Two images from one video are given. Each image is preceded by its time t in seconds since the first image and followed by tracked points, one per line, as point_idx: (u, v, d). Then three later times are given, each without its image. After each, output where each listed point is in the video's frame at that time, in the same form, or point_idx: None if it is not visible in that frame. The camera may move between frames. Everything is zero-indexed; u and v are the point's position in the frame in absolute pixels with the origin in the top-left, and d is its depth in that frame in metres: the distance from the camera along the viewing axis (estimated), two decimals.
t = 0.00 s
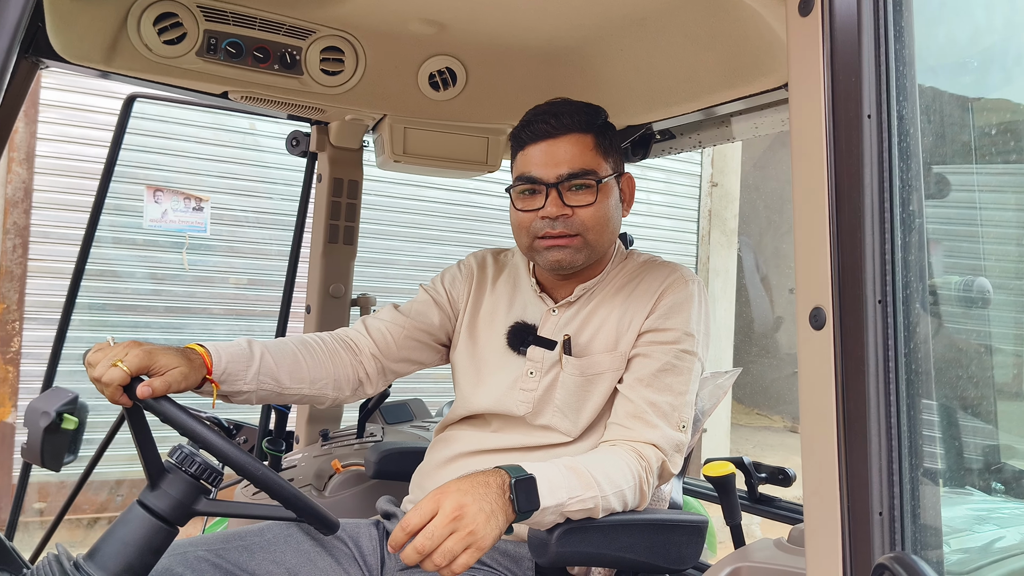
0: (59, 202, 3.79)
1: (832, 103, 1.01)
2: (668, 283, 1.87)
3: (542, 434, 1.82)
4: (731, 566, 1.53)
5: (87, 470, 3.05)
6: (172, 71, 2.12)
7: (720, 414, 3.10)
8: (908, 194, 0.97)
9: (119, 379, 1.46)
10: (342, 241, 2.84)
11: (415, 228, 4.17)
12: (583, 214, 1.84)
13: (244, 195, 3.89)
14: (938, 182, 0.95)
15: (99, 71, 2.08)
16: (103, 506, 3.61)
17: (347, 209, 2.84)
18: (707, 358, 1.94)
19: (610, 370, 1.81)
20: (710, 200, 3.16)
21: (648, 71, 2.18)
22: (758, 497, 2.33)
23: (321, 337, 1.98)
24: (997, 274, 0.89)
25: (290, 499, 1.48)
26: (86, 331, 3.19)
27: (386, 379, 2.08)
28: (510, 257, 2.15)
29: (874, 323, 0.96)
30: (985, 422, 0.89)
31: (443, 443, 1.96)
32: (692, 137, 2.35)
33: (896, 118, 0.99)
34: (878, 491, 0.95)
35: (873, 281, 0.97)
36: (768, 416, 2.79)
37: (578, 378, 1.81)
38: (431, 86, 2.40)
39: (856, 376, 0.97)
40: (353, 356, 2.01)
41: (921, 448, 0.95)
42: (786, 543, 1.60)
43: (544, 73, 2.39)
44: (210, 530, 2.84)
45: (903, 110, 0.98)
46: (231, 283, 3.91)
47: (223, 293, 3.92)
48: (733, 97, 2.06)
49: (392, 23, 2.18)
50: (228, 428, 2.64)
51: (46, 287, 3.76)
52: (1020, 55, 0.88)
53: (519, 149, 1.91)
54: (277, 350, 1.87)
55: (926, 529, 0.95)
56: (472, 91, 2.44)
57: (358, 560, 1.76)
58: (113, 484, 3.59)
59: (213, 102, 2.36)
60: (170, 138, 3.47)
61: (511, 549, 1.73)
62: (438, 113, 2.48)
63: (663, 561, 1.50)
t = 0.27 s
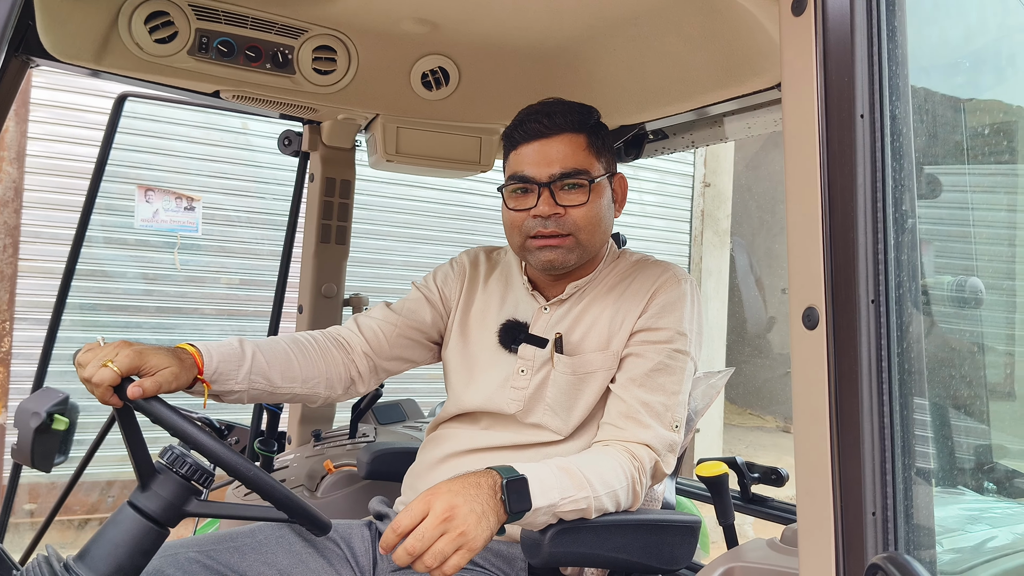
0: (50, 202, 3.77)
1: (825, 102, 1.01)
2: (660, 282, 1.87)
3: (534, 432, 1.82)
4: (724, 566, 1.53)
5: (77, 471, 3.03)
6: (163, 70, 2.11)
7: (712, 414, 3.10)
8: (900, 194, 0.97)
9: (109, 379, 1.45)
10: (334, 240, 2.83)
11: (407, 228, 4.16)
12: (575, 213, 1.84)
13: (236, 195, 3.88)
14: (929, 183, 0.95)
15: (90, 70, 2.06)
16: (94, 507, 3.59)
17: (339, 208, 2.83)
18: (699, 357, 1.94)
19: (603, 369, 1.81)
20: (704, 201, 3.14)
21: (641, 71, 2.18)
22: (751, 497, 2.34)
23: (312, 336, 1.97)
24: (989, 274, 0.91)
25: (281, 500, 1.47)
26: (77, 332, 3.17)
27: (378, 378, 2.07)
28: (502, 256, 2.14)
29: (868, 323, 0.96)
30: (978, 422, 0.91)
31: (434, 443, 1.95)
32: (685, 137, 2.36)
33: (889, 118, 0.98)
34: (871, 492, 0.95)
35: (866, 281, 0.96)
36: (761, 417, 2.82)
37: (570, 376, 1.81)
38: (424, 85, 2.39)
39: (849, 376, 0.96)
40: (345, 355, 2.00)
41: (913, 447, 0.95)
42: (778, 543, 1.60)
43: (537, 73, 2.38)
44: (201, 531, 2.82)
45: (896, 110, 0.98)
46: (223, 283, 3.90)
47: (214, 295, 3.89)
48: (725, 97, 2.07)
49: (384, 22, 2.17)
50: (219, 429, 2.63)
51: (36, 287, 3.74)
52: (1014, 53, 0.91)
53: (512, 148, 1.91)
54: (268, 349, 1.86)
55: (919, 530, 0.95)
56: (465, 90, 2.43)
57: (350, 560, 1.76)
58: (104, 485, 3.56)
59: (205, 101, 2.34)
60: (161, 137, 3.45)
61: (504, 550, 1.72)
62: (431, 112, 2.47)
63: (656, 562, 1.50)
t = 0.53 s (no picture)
0: (41, 203, 3.75)
1: (817, 106, 1.01)
2: (653, 284, 1.87)
3: (524, 433, 1.81)
4: (717, 569, 1.53)
5: (68, 474, 3.02)
6: (155, 71, 2.10)
7: (705, 416, 3.10)
8: (891, 198, 0.98)
9: (100, 383, 1.43)
10: (327, 242, 2.83)
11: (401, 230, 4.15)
12: (569, 217, 1.84)
13: (228, 196, 3.88)
14: (921, 186, 0.96)
15: (81, 71, 2.05)
16: (85, 510, 3.56)
17: (332, 210, 2.82)
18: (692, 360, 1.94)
19: (595, 371, 1.81)
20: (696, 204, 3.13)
21: (634, 74, 2.18)
22: (743, 500, 2.34)
23: (305, 337, 1.97)
24: (980, 277, 0.91)
25: (272, 503, 1.46)
26: (69, 334, 3.15)
27: (371, 379, 2.06)
28: (496, 257, 2.14)
29: (859, 326, 0.96)
30: (970, 424, 0.91)
31: (427, 445, 1.95)
32: (678, 140, 2.36)
33: (880, 123, 0.99)
34: (862, 495, 0.95)
35: (858, 284, 0.96)
36: (753, 419, 2.82)
37: (562, 378, 1.81)
38: (417, 88, 2.39)
39: (841, 380, 0.96)
40: (338, 356, 2.00)
41: (905, 451, 0.96)
42: (771, 547, 1.61)
43: (530, 75, 2.38)
44: (193, 535, 2.81)
45: (888, 115, 0.98)
46: (216, 285, 3.88)
47: (208, 296, 3.91)
48: (718, 100, 2.07)
49: (378, 24, 2.17)
50: (211, 431, 2.62)
51: (27, 289, 3.72)
52: (1006, 58, 0.90)
53: (507, 150, 1.91)
54: (260, 350, 1.85)
55: (911, 533, 0.95)
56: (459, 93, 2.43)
57: (343, 564, 1.75)
58: (95, 488, 3.54)
59: (197, 102, 2.34)
60: (154, 139, 3.44)
61: (497, 554, 1.72)
62: (424, 114, 2.47)
63: (650, 565, 1.50)
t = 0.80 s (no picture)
0: (33, 203, 3.72)
1: (811, 106, 1.01)
2: (648, 285, 1.87)
3: (518, 434, 1.81)
4: (711, 570, 1.55)
5: (60, 476, 3.00)
6: (148, 71, 2.09)
7: (699, 417, 3.10)
8: (886, 199, 0.98)
9: (92, 383, 1.43)
10: (321, 243, 2.82)
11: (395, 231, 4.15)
12: (565, 219, 1.84)
13: (220, 196, 3.88)
14: (915, 187, 0.96)
15: (74, 71, 2.04)
16: (76, 512, 3.54)
17: (325, 211, 2.82)
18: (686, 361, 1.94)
19: (590, 371, 1.81)
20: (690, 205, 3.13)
21: (628, 75, 2.18)
22: (738, 500, 2.35)
23: (299, 337, 1.96)
24: (974, 278, 0.92)
25: (265, 505, 1.46)
26: (61, 335, 3.14)
27: (364, 380, 2.06)
28: (490, 257, 2.14)
29: (854, 327, 0.96)
30: (963, 424, 0.91)
31: (420, 445, 1.94)
32: (673, 141, 2.36)
33: (875, 123, 0.99)
34: (856, 496, 0.95)
35: (852, 285, 0.96)
36: (747, 419, 2.83)
37: (556, 378, 1.80)
38: (411, 88, 2.39)
39: (835, 381, 0.96)
40: (331, 356, 1.99)
41: (898, 451, 0.96)
42: (764, 548, 1.60)
43: (524, 76, 2.38)
44: (185, 536, 2.80)
45: (882, 115, 0.98)
46: (209, 286, 3.87)
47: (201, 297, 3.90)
48: (712, 102, 2.07)
49: (371, 25, 2.16)
50: (204, 432, 2.61)
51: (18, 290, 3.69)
52: (1000, 60, 0.92)
53: (502, 152, 1.90)
54: (253, 351, 1.84)
55: (905, 534, 0.95)
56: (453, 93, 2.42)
57: (336, 566, 1.74)
58: (87, 489, 3.52)
59: (190, 102, 2.33)
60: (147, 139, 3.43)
61: (490, 555, 1.72)
62: (418, 115, 2.46)
63: (643, 567, 1.49)
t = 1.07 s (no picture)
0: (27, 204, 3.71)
1: (805, 109, 1.01)
2: (644, 287, 1.87)
3: (513, 436, 1.81)
4: (706, 571, 1.55)
5: (54, 478, 2.99)
6: (143, 72, 2.09)
7: (694, 419, 3.10)
8: (879, 202, 0.98)
9: (86, 385, 1.43)
10: (316, 245, 2.81)
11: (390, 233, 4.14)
12: (560, 222, 1.85)
13: (216, 198, 3.88)
14: (908, 190, 0.96)
15: (68, 72, 2.04)
16: (70, 514, 3.53)
17: (320, 213, 2.81)
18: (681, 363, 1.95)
19: (585, 374, 1.81)
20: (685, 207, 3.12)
21: (624, 77, 2.18)
22: (732, 502, 2.35)
23: (293, 339, 1.96)
24: (968, 281, 0.92)
25: (259, 507, 1.45)
26: (55, 336, 3.13)
27: (359, 382, 2.05)
28: (485, 259, 2.14)
29: (847, 329, 0.96)
30: (956, 426, 0.92)
31: (415, 448, 1.94)
32: (667, 143, 2.35)
33: (868, 125, 0.99)
34: (850, 497, 0.95)
35: (846, 287, 0.97)
36: (741, 421, 2.84)
37: (551, 380, 1.80)
38: (406, 90, 2.39)
39: (829, 383, 0.96)
40: (326, 359, 1.99)
41: (892, 453, 0.96)
42: (759, 549, 1.61)
43: (520, 78, 2.38)
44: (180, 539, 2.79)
45: (875, 117, 0.99)
46: (203, 287, 3.86)
47: (195, 298, 3.89)
48: (706, 104, 2.07)
49: (367, 26, 2.16)
50: (198, 435, 2.60)
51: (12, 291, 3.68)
52: (991, 63, 0.93)
53: (497, 154, 1.90)
54: (247, 353, 1.84)
55: (899, 535, 0.96)
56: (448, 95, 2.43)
57: (330, 567, 1.74)
58: (81, 492, 3.51)
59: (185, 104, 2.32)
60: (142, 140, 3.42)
61: (485, 557, 1.71)
62: (413, 116, 2.46)
63: (638, 569, 1.49)
